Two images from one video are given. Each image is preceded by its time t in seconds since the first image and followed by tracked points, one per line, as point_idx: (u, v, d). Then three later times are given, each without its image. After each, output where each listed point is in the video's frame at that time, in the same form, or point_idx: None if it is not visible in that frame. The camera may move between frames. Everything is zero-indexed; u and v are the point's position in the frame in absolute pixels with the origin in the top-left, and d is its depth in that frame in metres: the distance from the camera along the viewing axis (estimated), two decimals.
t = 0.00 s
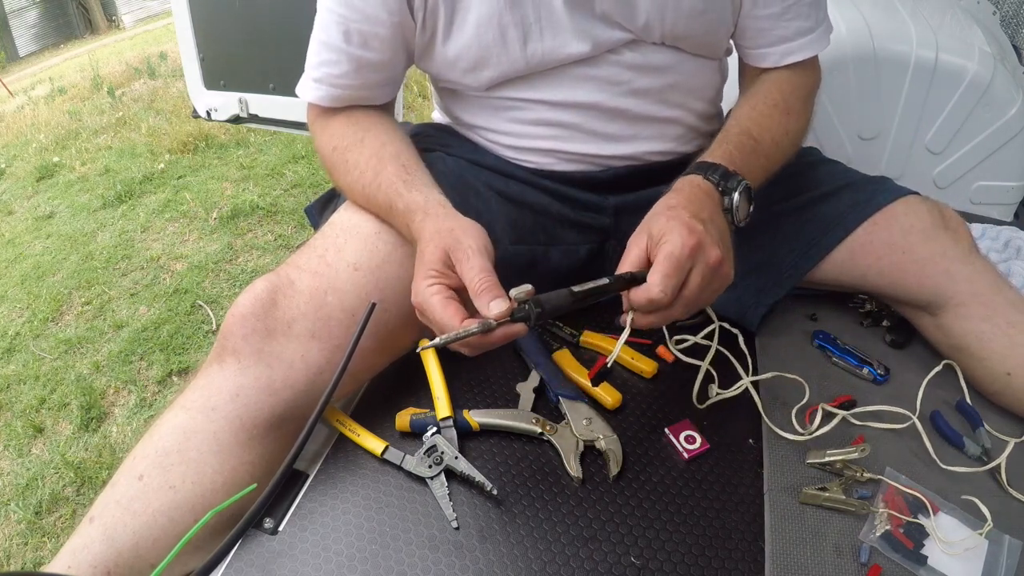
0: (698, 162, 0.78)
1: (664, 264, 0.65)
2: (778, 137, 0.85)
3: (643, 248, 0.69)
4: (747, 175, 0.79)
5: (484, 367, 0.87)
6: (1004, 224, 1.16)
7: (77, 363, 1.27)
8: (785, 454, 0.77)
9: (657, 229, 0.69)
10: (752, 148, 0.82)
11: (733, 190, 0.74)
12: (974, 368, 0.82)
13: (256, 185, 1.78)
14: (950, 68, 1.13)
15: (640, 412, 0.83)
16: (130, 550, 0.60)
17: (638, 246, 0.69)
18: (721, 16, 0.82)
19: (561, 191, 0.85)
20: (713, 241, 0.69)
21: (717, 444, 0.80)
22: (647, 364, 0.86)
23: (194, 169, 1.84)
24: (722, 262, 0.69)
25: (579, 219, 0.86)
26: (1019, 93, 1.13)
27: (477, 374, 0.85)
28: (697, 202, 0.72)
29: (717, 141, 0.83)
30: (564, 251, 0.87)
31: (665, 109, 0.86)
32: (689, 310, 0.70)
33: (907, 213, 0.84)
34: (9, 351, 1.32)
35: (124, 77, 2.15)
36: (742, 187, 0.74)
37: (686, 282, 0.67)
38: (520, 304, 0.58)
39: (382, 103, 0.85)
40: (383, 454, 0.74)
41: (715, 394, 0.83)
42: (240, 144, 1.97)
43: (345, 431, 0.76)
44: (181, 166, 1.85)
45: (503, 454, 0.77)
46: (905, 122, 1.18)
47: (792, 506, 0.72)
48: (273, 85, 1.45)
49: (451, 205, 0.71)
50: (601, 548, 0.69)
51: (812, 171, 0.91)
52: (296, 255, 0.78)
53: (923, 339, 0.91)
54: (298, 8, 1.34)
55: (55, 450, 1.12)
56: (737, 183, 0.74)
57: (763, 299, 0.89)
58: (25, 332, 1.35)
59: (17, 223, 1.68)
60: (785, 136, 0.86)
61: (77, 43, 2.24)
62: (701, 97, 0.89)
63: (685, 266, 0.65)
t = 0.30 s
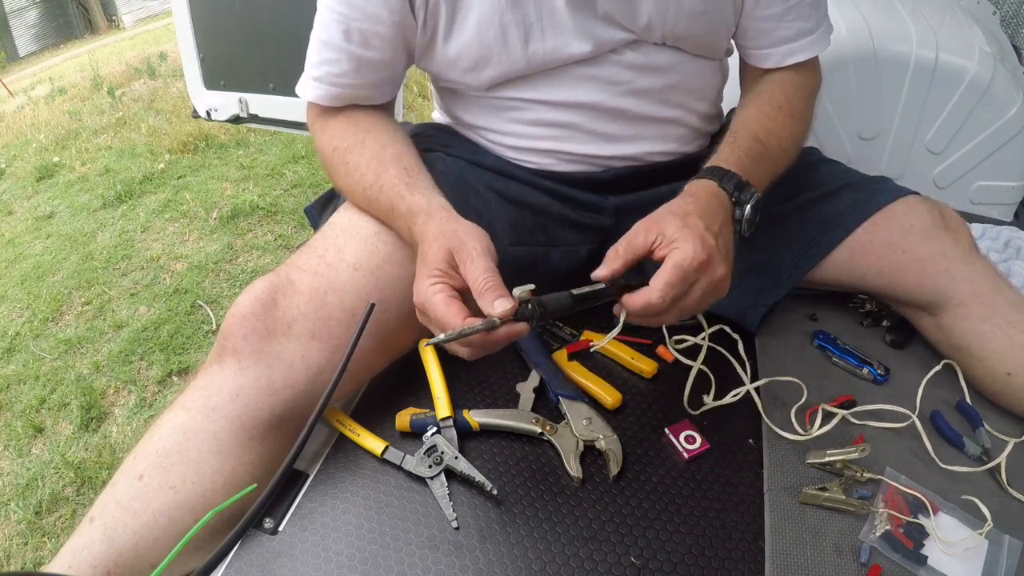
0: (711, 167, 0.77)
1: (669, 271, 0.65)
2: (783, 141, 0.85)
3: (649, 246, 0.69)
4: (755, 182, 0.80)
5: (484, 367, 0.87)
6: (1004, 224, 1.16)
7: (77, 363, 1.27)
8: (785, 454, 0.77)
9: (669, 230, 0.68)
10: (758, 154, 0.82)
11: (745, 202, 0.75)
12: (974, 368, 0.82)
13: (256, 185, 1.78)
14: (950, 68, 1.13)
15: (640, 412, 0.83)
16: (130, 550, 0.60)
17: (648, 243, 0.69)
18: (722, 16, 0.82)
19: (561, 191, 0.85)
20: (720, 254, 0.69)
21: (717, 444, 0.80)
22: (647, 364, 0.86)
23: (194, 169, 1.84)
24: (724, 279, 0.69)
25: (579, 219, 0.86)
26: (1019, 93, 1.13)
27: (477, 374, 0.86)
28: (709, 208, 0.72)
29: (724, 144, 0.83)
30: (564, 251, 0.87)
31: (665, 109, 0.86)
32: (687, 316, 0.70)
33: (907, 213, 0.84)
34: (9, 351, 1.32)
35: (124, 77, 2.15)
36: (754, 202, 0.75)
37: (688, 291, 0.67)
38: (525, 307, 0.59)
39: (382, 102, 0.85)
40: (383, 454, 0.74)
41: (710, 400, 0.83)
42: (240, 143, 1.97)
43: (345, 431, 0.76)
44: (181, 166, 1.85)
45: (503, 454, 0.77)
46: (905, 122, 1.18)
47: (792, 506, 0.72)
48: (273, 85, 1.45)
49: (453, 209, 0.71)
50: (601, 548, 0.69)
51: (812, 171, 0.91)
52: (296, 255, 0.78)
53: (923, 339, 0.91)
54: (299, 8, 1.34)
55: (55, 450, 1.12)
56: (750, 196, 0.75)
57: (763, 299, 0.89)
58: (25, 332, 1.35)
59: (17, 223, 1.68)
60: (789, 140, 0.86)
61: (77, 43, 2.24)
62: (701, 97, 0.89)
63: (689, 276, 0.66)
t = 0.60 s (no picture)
0: (717, 173, 0.77)
1: (678, 274, 0.65)
2: (786, 142, 0.85)
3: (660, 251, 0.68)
4: (759, 185, 0.79)
5: (484, 367, 0.87)
6: (1004, 224, 1.16)
7: (77, 363, 1.27)
8: (785, 454, 0.77)
9: (678, 237, 0.68)
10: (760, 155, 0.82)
11: (751, 210, 0.75)
12: (974, 368, 0.82)
13: (256, 185, 1.78)
14: (950, 68, 1.13)
15: (640, 412, 0.83)
16: (130, 550, 0.60)
17: (657, 250, 0.68)
18: (723, 15, 0.82)
19: (560, 191, 0.85)
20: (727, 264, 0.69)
21: (716, 444, 0.80)
22: (647, 364, 0.86)
23: (194, 169, 1.84)
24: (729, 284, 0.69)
25: (579, 219, 0.86)
26: (1019, 93, 1.13)
27: (477, 374, 0.85)
28: (716, 218, 0.72)
29: (728, 146, 0.83)
30: (564, 251, 0.87)
31: (665, 109, 0.86)
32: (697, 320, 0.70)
33: (907, 213, 0.84)
34: (9, 351, 1.32)
35: (124, 77, 2.15)
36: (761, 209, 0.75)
37: (692, 300, 0.67)
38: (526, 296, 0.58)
39: (382, 101, 0.85)
40: (383, 454, 0.74)
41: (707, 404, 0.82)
42: (240, 144, 1.97)
43: (345, 431, 0.76)
44: (181, 166, 1.85)
45: (503, 454, 0.77)
46: (905, 122, 1.18)
47: (792, 506, 0.72)
48: (273, 85, 1.45)
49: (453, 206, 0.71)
50: (601, 548, 0.69)
51: (812, 170, 0.90)
52: (296, 255, 0.78)
53: (923, 339, 0.91)
54: (299, 8, 1.34)
55: (55, 450, 1.12)
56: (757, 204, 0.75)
57: (763, 299, 0.89)
58: (25, 332, 1.35)
59: (17, 223, 1.68)
60: (792, 141, 0.86)
61: (77, 43, 2.24)
62: (701, 97, 0.89)
63: (697, 282, 0.66)
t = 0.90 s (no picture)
0: (709, 173, 0.77)
1: (686, 260, 0.65)
2: (785, 142, 0.85)
3: (662, 246, 0.68)
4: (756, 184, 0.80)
5: (484, 367, 0.87)
6: (1004, 224, 1.16)
7: (77, 362, 1.27)
8: (785, 454, 0.77)
9: (677, 230, 0.69)
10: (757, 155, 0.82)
11: (745, 202, 0.75)
12: (974, 368, 0.82)
13: (256, 185, 1.78)
14: (950, 68, 1.13)
15: (640, 412, 0.83)
16: (130, 550, 0.60)
17: (658, 251, 0.68)
18: (723, 14, 0.82)
19: (560, 191, 0.85)
20: (732, 243, 0.69)
21: (716, 444, 0.80)
22: (648, 364, 0.86)
23: (194, 169, 1.84)
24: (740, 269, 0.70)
25: (579, 219, 0.86)
26: (1019, 93, 1.13)
27: (477, 374, 0.85)
28: (712, 209, 0.73)
29: (724, 147, 0.83)
30: (564, 250, 0.87)
31: (665, 109, 0.86)
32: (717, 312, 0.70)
33: (907, 213, 0.84)
34: (9, 351, 1.32)
35: (124, 77, 2.15)
36: (754, 200, 0.75)
37: (707, 282, 0.67)
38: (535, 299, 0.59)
39: (380, 100, 0.85)
40: (383, 455, 0.74)
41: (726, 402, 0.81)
42: (240, 144, 1.97)
43: (345, 431, 0.76)
44: (181, 166, 1.85)
45: (503, 454, 0.77)
46: (905, 122, 1.18)
47: (792, 506, 0.72)
48: (273, 85, 1.45)
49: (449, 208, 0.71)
50: (601, 548, 0.69)
51: (812, 170, 0.90)
52: (296, 255, 0.78)
53: (923, 339, 0.91)
54: (298, 7, 1.34)
55: (55, 450, 1.12)
56: (749, 196, 0.75)
57: (763, 299, 0.89)
58: (25, 332, 1.35)
59: (17, 223, 1.68)
60: (791, 140, 0.86)
61: (77, 43, 2.24)
62: (701, 96, 0.89)
63: (707, 264, 0.66)
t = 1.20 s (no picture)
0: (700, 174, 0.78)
1: (679, 219, 0.67)
2: (781, 138, 0.85)
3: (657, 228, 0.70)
4: (750, 177, 0.79)
5: (484, 367, 0.87)
6: (1004, 224, 1.16)
7: (77, 362, 1.27)
8: (785, 454, 0.77)
9: (668, 211, 0.71)
10: (754, 154, 0.82)
11: (732, 190, 0.74)
12: (974, 368, 0.82)
13: (256, 185, 1.78)
14: (950, 68, 1.13)
15: (640, 412, 0.83)
16: (130, 550, 0.60)
17: (654, 241, 0.69)
18: (722, 14, 0.82)
19: (560, 191, 0.85)
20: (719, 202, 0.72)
21: (716, 444, 0.80)
22: (648, 364, 0.86)
23: (194, 169, 1.84)
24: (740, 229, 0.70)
25: (579, 219, 0.86)
26: (1019, 93, 1.13)
27: (478, 374, 0.85)
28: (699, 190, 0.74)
29: (717, 148, 0.83)
30: (565, 250, 0.87)
31: (664, 109, 0.87)
32: (724, 277, 0.69)
33: (907, 213, 0.84)
34: (9, 351, 1.32)
35: (124, 77, 2.15)
36: (742, 186, 0.74)
37: (705, 237, 0.67)
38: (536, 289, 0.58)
39: (381, 100, 0.85)
40: (383, 454, 0.74)
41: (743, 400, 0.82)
42: (240, 144, 1.97)
43: (345, 431, 0.76)
44: (181, 166, 1.85)
45: (503, 454, 0.77)
46: (905, 122, 1.18)
47: (791, 506, 0.72)
48: (273, 85, 1.45)
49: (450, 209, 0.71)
50: (601, 548, 0.69)
51: (812, 170, 0.91)
52: (296, 255, 0.78)
53: (922, 339, 0.91)
54: (298, 7, 1.34)
55: (55, 450, 1.12)
56: (735, 183, 0.74)
57: (763, 298, 0.89)
58: (25, 332, 1.35)
59: (17, 223, 1.68)
60: (788, 139, 0.86)
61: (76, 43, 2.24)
62: (701, 96, 0.89)
63: (702, 218, 0.68)
